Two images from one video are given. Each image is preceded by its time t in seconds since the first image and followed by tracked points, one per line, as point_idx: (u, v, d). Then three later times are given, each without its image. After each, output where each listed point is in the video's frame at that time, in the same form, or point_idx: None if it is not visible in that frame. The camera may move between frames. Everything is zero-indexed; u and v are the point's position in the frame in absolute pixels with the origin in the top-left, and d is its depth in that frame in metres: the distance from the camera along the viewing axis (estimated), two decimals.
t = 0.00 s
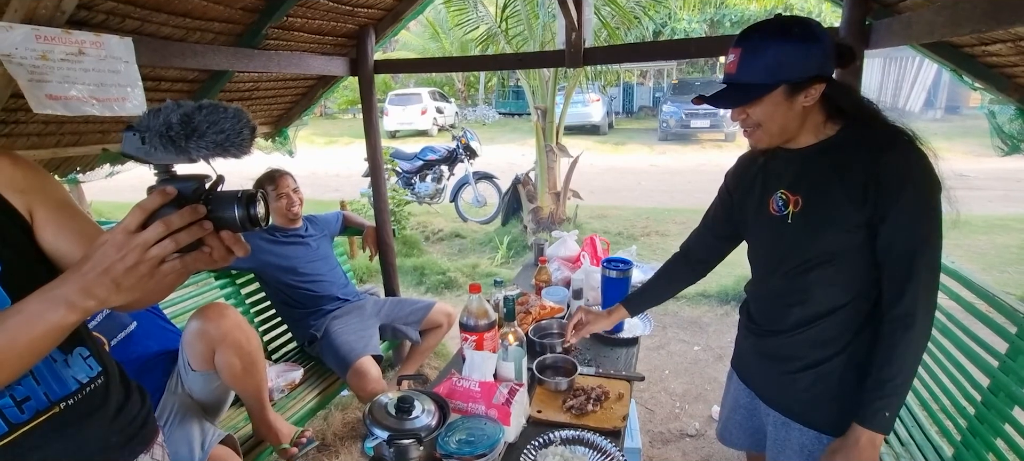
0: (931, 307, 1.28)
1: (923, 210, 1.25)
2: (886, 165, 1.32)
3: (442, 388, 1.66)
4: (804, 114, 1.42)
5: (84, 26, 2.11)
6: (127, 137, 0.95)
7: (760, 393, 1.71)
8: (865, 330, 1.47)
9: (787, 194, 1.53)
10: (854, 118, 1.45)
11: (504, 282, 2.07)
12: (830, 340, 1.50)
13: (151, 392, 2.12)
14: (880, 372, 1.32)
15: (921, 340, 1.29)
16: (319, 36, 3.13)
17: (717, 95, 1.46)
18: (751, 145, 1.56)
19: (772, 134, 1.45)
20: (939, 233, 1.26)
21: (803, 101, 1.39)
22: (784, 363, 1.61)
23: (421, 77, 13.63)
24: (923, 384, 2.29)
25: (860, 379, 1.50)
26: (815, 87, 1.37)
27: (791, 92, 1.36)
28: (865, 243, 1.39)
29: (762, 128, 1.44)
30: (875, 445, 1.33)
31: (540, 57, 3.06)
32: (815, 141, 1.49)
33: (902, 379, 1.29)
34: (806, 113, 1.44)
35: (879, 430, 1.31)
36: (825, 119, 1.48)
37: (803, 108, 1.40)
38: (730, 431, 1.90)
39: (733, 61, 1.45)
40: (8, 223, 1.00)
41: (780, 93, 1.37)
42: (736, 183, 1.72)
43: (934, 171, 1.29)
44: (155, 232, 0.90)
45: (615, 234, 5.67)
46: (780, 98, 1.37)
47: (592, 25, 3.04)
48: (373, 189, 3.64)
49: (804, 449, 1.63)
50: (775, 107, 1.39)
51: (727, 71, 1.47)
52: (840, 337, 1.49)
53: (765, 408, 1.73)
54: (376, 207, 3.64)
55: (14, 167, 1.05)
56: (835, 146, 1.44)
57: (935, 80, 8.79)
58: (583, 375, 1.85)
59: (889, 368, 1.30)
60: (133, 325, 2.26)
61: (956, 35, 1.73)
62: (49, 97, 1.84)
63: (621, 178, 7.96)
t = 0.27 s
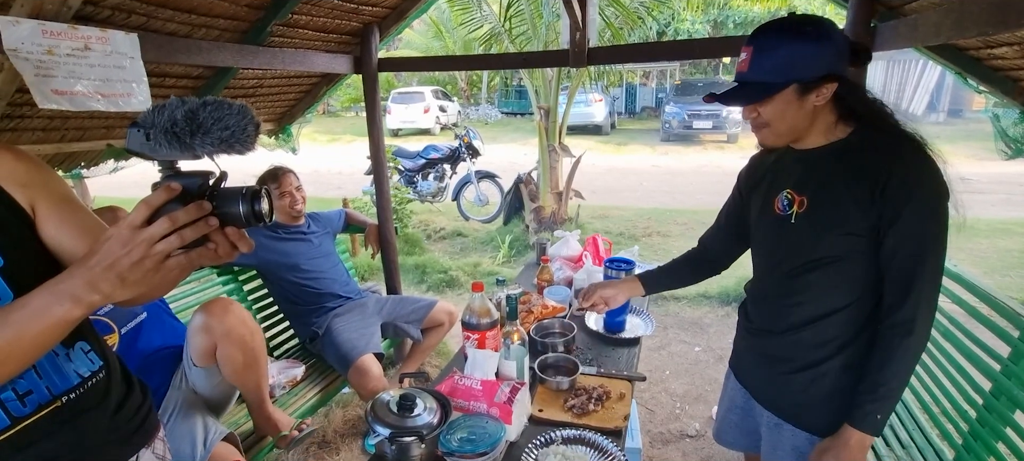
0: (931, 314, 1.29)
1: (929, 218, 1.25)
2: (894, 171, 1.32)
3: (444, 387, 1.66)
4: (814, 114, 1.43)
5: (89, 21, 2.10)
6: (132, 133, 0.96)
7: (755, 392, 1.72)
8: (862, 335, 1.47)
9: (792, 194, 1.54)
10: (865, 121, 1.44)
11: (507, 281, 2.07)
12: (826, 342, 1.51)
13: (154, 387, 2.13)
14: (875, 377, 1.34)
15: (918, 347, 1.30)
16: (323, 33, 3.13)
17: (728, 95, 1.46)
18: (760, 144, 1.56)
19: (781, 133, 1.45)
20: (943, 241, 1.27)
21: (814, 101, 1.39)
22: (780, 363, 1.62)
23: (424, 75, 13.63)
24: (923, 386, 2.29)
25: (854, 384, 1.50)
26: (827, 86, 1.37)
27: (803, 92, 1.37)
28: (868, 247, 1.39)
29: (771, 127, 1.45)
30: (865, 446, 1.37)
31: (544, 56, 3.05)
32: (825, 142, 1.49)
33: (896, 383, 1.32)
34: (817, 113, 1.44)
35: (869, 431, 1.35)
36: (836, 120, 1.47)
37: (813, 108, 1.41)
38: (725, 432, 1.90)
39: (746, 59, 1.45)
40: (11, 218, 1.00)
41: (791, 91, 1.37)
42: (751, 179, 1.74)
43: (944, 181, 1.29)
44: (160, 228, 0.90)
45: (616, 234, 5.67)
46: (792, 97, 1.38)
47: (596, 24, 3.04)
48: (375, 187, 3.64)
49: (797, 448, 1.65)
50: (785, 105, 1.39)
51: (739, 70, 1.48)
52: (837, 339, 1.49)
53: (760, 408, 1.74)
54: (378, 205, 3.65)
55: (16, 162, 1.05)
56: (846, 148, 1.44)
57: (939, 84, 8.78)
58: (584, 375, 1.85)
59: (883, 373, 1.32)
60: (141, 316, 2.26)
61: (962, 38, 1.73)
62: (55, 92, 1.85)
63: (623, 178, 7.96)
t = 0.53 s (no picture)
0: (928, 322, 1.29)
1: (930, 224, 1.24)
2: (899, 176, 1.31)
3: (445, 384, 1.66)
4: (830, 114, 1.42)
5: (94, 16, 2.09)
6: (137, 129, 0.95)
7: (751, 389, 1.73)
8: (858, 338, 1.47)
9: (800, 193, 1.54)
10: (875, 123, 1.43)
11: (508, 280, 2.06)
12: (820, 343, 1.52)
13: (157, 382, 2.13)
14: (871, 381, 1.33)
15: (914, 352, 1.29)
16: (328, 30, 3.13)
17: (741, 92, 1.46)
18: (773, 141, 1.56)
19: (795, 132, 1.45)
20: (947, 248, 1.25)
21: (829, 101, 1.38)
22: (778, 362, 1.62)
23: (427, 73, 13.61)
24: (926, 388, 2.28)
25: (849, 387, 1.50)
26: (843, 87, 1.36)
27: (819, 91, 1.36)
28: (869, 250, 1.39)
29: (785, 126, 1.45)
30: (854, 452, 1.36)
31: (549, 54, 3.05)
32: (839, 143, 1.47)
33: (890, 389, 1.31)
34: (832, 114, 1.43)
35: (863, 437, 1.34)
36: (849, 121, 1.46)
37: (829, 107, 1.40)
38: (727, 421, 1.93)
39: (764, 56, 1.45)
40: (13, 211, 1.00)
41: (808, 91, 1.37)
42: (766, 178, 1.74)
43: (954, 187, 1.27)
44: (158, 226, 0.90)
45: (619, 234, 5.66)
46: (808, 96, 1.37)
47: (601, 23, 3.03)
48: (379, 184, 3.64)
49: (784, 448, 1.65)
50: (800, 104, 1.39)
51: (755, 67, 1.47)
52: (832, 341, 1.50)
53: (755, 405, 1.75)
54: (381, 202, 3.65)
55: (19, 154, 1.05)
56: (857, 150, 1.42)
57: (944, 85, 8.74)
58: (586, 374, 1.85)
59: (877, 378, 1.32)
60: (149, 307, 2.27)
61: (970, 39, 1.71)
62: (56, 88, 1.86)
63: (626, 177, 7.95)
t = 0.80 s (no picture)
0: (929, 324, 1.27)
1: (934, 224, 1.23)
2: (904, 176, 1.29)
3: (443, 380, 1.66)
4: (838, 109, 1.41)
5: (95, 7, 2.07)
6: (133, 118, 0.95)
7: (751, 389, 1.72)
8: (859, 339, 1.46)
9: (804, 191, 1.54)
10: (886, 121, 1.41)
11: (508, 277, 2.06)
12: (821, 343, 1.51)
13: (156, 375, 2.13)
14: (868, 382, 1.32)
15: (915, 354, 1.29)
16: (329, 24, 3.12)
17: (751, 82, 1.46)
18: (781, 138, 1.54)
19: (803, 128, 1.44)
20: (951, 249, 1.24)
21: (837, 96, 1.37)
22: (778, 361, 1.62)
23: (430, 70, 13.60)
24: (927, 390, 2.27)
25: (848, 388, 1.49)
26: (851, 81, 1.35)
27: (827, 85, 1.35)
28: (872, 250, 1.37)
29: (791, 120, 1.44)
30: (850, 452, 1.35)
31: (551, 50, 3.03)
32: (844, 141, 1.47)
33: (889, 390, 1.30)
34: (840, 110, 1.42)
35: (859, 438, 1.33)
36: (856, 118, 1.45)
37: (837, 102, 1.39)
38: (727, 419, 1.93)
39: (772, 48, 1.44)
40: (9, 202, 0.99)
41: (815, 84, 1.36)
42: (770, 175, 1.73)
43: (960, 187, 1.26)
44: (157, 212, 0.89)
45: (620, 232, 5.64)
46: (815, 90, 1.36)
47: (604, 19, 3.01)
48: (380, 180, 3.63)
49: (784, 448, 1.64)
50: (809, 98, 1.38)
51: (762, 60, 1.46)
52: (833, 341, 1.49)
53: (755, 405, 1.74)
54: (382, 198, 3.64)
55: (17, 143, 1.04)
56: (864, 149, 1.41)
57: (949, 86, 8.70)
58: (585, 372, 1.84)
59: (877, 379, 1.31)
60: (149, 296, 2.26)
61: (978, 37, 1.70)
62: (56, 79, 1.84)
63: (628, 176, 7.93)
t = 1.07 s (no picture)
0: (934, 322, 1.27)
1: (935, 223, 1.22)
2: (904, 175, 1.29)
3: (443, 378, 1.65)
4: (834, 105, 1.41)
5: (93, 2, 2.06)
6: (130, 113, 0.94)
7: (752, 387, 1.72)
8: (861, 338, 1.45)
9: (803, 189, 1.53)
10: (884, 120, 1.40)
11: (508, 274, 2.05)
12: (824, 342, 1.50)
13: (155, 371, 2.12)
14: (876, 384, 1.32)
15: (922, 354, 1.28)
16: (329, 20, 3.11)
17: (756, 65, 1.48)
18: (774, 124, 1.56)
19: (795, 118, 1.46)
20: (952, 248, 1.23)
21: (833, 91, 1.37)
22: (778, 359, 1.61)
23: (431, 66, 13.57)
24: (927, 389, 2.27)
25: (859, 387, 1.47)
26: (849, 78, 1.35)
27: (824, 77, 1.36)
28: (874, 249, 1.37)
29: (784, 108, 1.46)
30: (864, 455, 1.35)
31: (552, 47, 3.02)
32: (841, 139, 1.46)
33: (897, 391, 1.29)
34: (834, 106, 1.42)
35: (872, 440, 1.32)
36: (855, 116, 1.44)
37: (833, 97, 1.39)
38: (728, 418, 1.92)
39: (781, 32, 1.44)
40: (9, 198, 0.98)
41: (812, 75, 1.37)
42: (769, 173, 1.73)
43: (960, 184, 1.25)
44: (158, 203, 0.88)
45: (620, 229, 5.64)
46: (813, 80, 1.37)
47: (605, 16, 3.00)
48: (380, 176, 3.62)
49: (786, 447, 1.63)
50: (804, 87, 1.39)
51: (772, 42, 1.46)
52: (836, 340, 1.48)
53: (756, 403, 1.74)
54: (382, 195, 3.63)
55: (16, 139, 1.03)
56: (862, 146, 1.41)
57: (952, 84, 8.67)
58: (585, 369, 1.83)
59: (885, 380, 1.30)
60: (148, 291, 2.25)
61: (981, 33, 1.69)
62: (52, 74, 1.85)
63: (629, 173, 7.92)
